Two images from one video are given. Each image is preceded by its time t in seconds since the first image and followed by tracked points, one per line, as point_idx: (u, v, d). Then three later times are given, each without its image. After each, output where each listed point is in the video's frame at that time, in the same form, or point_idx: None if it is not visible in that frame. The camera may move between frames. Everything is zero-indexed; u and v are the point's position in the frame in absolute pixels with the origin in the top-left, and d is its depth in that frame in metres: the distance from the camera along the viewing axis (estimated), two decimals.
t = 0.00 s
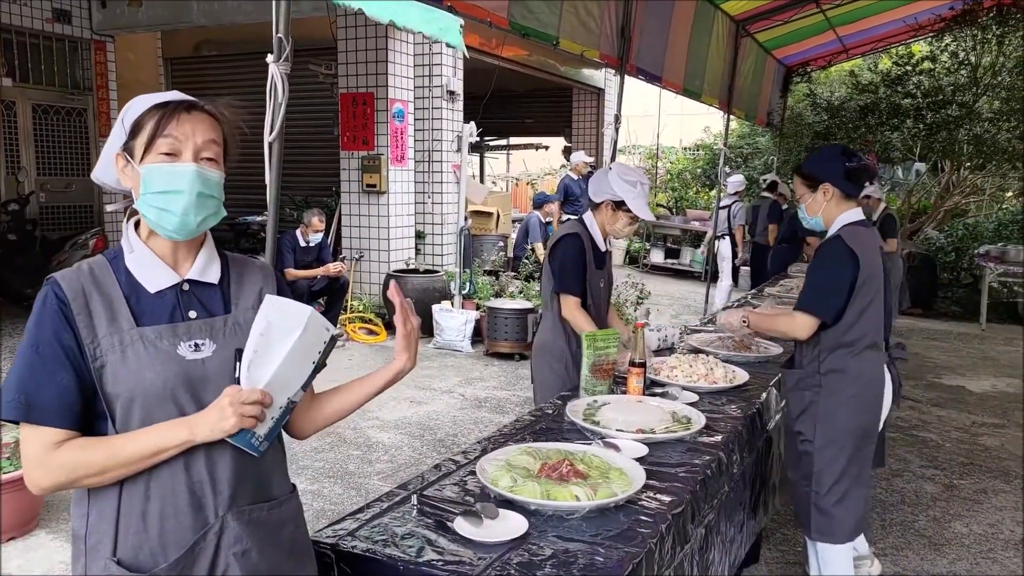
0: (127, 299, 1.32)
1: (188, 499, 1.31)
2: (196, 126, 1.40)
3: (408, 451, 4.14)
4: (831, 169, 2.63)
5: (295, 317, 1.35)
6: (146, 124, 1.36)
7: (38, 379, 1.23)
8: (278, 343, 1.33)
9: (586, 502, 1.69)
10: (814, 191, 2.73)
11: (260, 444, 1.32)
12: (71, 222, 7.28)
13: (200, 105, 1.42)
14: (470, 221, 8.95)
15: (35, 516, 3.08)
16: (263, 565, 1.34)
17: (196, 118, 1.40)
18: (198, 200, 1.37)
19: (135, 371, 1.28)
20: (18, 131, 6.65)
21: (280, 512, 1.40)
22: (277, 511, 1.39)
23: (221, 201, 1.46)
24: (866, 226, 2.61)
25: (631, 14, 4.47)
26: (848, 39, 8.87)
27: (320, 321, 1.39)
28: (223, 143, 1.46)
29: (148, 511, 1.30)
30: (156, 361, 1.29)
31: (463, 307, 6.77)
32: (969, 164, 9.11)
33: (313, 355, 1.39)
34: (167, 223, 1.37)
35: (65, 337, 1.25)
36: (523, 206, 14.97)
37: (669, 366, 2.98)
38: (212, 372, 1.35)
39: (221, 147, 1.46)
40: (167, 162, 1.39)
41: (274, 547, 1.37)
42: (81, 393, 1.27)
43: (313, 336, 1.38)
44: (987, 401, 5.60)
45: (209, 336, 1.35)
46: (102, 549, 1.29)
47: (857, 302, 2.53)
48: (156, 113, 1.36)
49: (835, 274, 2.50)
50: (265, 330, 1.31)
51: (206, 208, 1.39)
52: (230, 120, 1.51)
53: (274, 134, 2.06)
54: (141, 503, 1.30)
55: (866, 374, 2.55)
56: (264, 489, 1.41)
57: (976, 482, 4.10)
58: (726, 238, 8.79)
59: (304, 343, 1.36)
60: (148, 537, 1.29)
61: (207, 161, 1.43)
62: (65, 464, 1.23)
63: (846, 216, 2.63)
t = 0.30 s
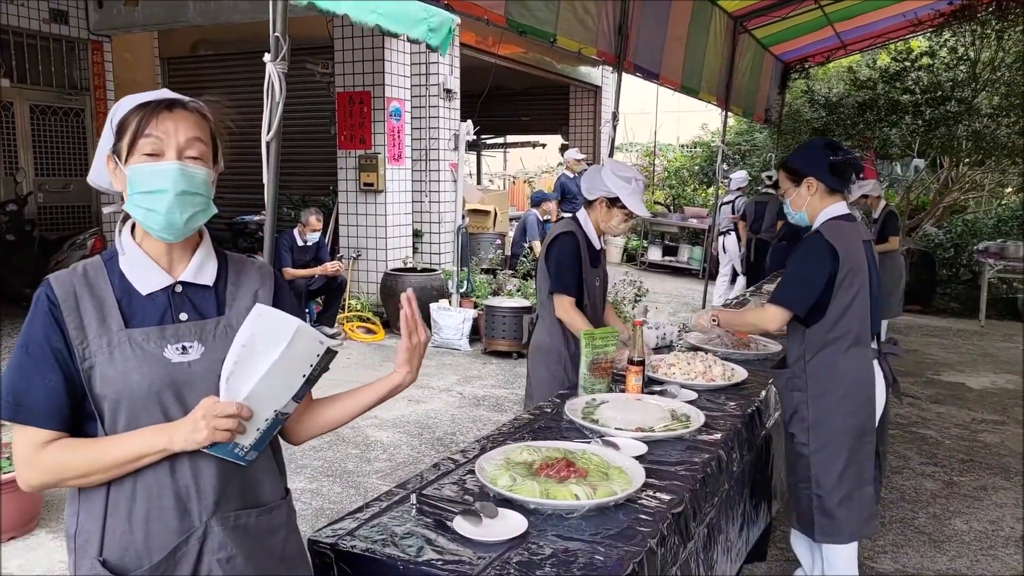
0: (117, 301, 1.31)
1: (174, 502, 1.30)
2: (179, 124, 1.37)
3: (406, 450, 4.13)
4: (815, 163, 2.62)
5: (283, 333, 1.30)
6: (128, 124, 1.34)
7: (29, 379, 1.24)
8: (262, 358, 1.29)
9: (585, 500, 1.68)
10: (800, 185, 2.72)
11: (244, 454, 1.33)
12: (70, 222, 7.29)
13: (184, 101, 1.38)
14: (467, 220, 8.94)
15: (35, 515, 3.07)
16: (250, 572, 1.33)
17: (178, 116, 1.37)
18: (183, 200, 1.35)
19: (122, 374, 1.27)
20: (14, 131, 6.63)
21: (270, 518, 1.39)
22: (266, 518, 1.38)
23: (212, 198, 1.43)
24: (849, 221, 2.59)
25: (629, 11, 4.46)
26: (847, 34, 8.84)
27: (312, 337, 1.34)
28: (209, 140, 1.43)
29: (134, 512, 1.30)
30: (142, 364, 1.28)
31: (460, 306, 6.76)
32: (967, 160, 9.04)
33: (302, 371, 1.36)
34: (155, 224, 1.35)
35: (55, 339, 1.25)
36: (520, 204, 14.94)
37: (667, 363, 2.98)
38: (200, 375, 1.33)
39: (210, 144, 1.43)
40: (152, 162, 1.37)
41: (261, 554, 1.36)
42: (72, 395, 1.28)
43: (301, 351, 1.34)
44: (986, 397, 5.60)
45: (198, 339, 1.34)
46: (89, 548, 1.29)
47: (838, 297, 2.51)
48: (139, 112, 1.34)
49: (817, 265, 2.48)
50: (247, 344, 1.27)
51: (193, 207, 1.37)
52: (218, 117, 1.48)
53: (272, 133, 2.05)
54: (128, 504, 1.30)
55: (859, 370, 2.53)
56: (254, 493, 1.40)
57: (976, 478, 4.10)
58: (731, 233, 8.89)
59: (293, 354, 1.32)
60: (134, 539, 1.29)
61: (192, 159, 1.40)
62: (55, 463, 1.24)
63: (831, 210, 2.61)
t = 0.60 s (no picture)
0: (104, 297, 1.31)
1: (155, 500, 1.30)
2: (166, 122, 1.34)
3: (404, 446, 4.14)
4: (807, 156, 2.63)
5: (241, 322, 1.25)
6: (116, 122, 1.33)
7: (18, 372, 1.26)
8: (220, 351, 1.24)
9: (583, 497, 1.68)
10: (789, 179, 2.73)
11: (224, 449, 1.31)
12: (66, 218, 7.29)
13: (172, 97, 1.36)
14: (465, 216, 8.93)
15: (30, 513, 3.06)
16: None
17: (165, 113, 1.34)
18: (170, 200, 1.32)
19: (104, 370, 1.27)
20: (10, 127, 6.59)
21: (253, 523, 1.35)
22: (248, 523, 1.35)
23: (203, 197, 1.40)
24: (839, 215, 2.60)
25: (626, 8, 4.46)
26: (844, 32, 8.80)
27: (273, 326, 1.28)
28: (199, 138, 1.40)
29: (116, 508, 1.30)
30: (125, 361, 1.27)
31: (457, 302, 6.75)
32: (964, 157, 9.23)
33: (271, 362, 1.30)
34: (141, 223, 1.33)
35: (43, 334, 1.27)
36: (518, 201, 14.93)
37: (664, 360, 2.99)
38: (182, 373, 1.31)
39: (199, 142, 1.41)
40: (139, 161, 1.35)
41: (241, 560, 1.33)
42: (60, 390, 1.29)
43: (264, 342, 1.28)
44: (983, 394, 5.62)
45: (182, 336, 1.32)
46: (73, 542, 1.31)
47: (827, 288, 2.51)
48: (126, 110, 1.32)
49: (807, 255, 2.48)
50: (203, 336, 1.22)
51: (181, 207, 1.34)
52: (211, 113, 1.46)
53: (268, 129, 2.04)
54: (111, 498, 1.30)
55: (847, 362, 2.52)
56: (236, 497, 1.37)
57: (972, 474, 4.12)
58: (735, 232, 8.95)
59: (250, 351, 1.27)
60: (115, 535, 1.30)
61: (179, 157, 1.38)
62: (41, 456, 1.25)
63: (822, 204, 2.62)
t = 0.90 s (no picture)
0: (101, 295, 1.30)
1: (149, 501, 1.30)
2: (161, 117, 1.33)
3: (404, 443, 4.13)
4: (807, 154, 2.61)
5: (201, 351, 1.15)
6: (110, 118, 1.32)
7: (21, 369, 1.28)
8: (181, 377, 1.16)
9: (584, 495, 1.68)
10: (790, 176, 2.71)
11: (201, 461, 1.26)
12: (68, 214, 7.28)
13: (166, 93, 1.34)
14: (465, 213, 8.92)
15: (31, 508, 3.06)
16: None
17: (159, 108, 1.33)
18: (165, 197, 1.32)
19: (99, 369, 1.26)
20: (11, 122, 6.57)
21: (244, 526, 1.33)
22: (240, 526, 1.33)
23: (201, 192, 1.39)
24: (838, 213, 2.59)
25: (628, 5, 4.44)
26: (845, 29, 8.75)
27: (235, 355, 1.17)
28: (196, 133, 1.38)
29: (110, 507, 1.30)
30: (118, 360, 1.26)
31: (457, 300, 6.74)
32: (966, 156, 9.26)
33: (237, 389, 1.20)
34: (139, 221, 1.32)
35: (45, 333, 1.29)
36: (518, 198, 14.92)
37: (665, 358, 2.99)
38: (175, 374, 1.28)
39: (197, 137, 1.38)
40: (134, 157, 1.34)
41: (232, 562, 1.32)
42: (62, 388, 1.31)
43: (224, 372, 1.17)
44: (983, 392, 5.63)
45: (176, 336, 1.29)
46: (70, 538, 1.32)
47: (825, 286, 2.51)
48: (121, 106, 1.31)
49: (805, 253, 2.48)
50: (163, 363, 1.14)
51: (176, 203, 1.33)
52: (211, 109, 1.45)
53: (270, 126, 2.02)
54: (106, 497, 1.30)
55: (844, 361, 2.52)
56: (229, 499, 1.35)
57: (972, 473, 4.12)
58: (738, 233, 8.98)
59: (210, 381, 1.17)
60: (109, 534, 1.30)
61: (175, 153, 1.36)
62: (42, 451, 1.27)
63: (821, 202, 2.62)
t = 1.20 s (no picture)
0: (106, 298, 1.31)
1: (151, 502, 1.30)
2: (160, 125, 1.33)
3: (406, 442, 4.14)
4: (807, 152, 2.61)
5: (109, 384, 1.11)
6: (110, 127, 1.32)
7: (29, 371, 1.30)
8: (108, 406, 1.12)
9: (587, 493, 1.68)
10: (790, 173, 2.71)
11: (175, 466, 1.21)
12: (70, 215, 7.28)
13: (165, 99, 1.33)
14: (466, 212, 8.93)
15: (36, 509, 3.07)
16: None
17: (158, 118, 1.32)
18: (165, 208, 1.32)
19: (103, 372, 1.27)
20: (13, 125, 6.58)
21: (245, 528, 1.34)
22: (242, 527, 1.33)
23: (201, 198, 1.39)
24: (838, 210, 2.59)
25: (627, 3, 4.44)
26: (845, 25, 8.74)
27: (142, 386, 1.11)
28: (195, 141, 1.38)
29: (112, 508, 1.31)
30: (122, 362, 1.26)
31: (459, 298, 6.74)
32: (967, 151, 9.23)
33: (166, 413, 1.14)
34: (141, 231, 1.34)
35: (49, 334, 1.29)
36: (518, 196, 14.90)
37: (667, 355, 2.99)
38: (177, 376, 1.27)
39: (196, 143, 1.38)
40: (135, 168, 1.35)
41: (233, 564, 1.32)
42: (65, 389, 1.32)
43: (142, 399, 1.11)
44: (986, 388, 5.63)
45: (179, 338, 1.29)
46: (74, 537, 1.33)
47: (824, 283, 2.50)
48: (120, 114, 1.31)
49: (804, 250, 2.48)
50: (85, 397, 1.13)
51: (176, 211, 1.33)
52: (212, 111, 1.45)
53: (271, 126, 2.02)
54: (109, 497, 1.31)
55: (845, 358, 2.52)
56: (232, 500, 1.36)
57: (975, 469, 4.12)
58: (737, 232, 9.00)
59: (133, 409, 1.12)
60: (113, 534, 1.31)
61: (175, 161, 1.36)
62: (47, 451, 1.28)
63: (821, 199, 2.62)
